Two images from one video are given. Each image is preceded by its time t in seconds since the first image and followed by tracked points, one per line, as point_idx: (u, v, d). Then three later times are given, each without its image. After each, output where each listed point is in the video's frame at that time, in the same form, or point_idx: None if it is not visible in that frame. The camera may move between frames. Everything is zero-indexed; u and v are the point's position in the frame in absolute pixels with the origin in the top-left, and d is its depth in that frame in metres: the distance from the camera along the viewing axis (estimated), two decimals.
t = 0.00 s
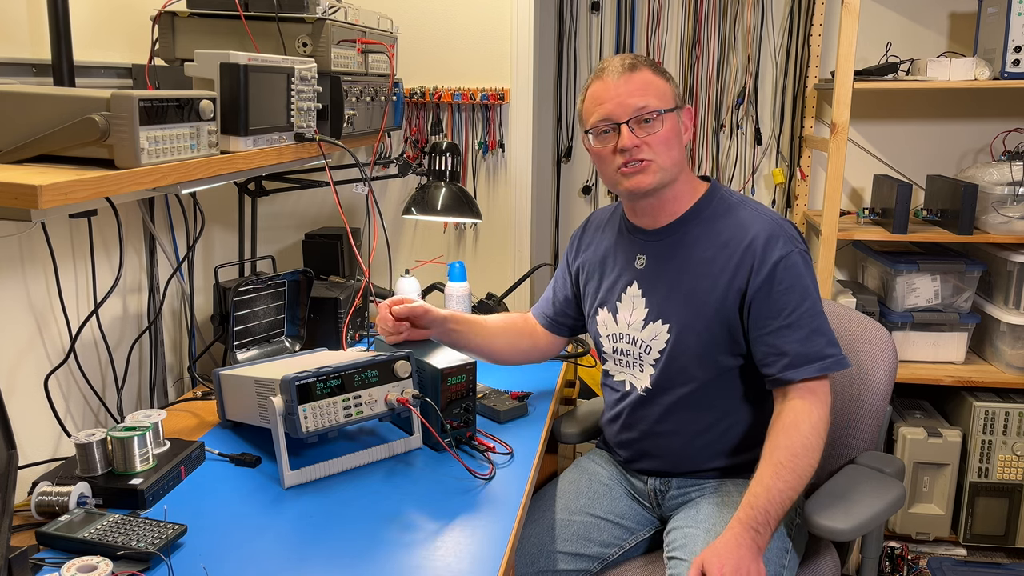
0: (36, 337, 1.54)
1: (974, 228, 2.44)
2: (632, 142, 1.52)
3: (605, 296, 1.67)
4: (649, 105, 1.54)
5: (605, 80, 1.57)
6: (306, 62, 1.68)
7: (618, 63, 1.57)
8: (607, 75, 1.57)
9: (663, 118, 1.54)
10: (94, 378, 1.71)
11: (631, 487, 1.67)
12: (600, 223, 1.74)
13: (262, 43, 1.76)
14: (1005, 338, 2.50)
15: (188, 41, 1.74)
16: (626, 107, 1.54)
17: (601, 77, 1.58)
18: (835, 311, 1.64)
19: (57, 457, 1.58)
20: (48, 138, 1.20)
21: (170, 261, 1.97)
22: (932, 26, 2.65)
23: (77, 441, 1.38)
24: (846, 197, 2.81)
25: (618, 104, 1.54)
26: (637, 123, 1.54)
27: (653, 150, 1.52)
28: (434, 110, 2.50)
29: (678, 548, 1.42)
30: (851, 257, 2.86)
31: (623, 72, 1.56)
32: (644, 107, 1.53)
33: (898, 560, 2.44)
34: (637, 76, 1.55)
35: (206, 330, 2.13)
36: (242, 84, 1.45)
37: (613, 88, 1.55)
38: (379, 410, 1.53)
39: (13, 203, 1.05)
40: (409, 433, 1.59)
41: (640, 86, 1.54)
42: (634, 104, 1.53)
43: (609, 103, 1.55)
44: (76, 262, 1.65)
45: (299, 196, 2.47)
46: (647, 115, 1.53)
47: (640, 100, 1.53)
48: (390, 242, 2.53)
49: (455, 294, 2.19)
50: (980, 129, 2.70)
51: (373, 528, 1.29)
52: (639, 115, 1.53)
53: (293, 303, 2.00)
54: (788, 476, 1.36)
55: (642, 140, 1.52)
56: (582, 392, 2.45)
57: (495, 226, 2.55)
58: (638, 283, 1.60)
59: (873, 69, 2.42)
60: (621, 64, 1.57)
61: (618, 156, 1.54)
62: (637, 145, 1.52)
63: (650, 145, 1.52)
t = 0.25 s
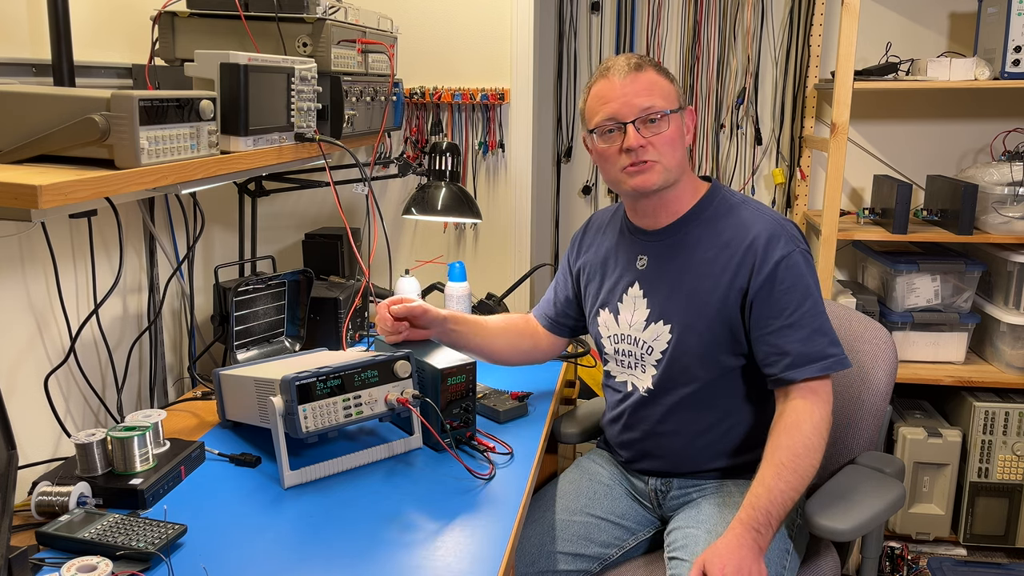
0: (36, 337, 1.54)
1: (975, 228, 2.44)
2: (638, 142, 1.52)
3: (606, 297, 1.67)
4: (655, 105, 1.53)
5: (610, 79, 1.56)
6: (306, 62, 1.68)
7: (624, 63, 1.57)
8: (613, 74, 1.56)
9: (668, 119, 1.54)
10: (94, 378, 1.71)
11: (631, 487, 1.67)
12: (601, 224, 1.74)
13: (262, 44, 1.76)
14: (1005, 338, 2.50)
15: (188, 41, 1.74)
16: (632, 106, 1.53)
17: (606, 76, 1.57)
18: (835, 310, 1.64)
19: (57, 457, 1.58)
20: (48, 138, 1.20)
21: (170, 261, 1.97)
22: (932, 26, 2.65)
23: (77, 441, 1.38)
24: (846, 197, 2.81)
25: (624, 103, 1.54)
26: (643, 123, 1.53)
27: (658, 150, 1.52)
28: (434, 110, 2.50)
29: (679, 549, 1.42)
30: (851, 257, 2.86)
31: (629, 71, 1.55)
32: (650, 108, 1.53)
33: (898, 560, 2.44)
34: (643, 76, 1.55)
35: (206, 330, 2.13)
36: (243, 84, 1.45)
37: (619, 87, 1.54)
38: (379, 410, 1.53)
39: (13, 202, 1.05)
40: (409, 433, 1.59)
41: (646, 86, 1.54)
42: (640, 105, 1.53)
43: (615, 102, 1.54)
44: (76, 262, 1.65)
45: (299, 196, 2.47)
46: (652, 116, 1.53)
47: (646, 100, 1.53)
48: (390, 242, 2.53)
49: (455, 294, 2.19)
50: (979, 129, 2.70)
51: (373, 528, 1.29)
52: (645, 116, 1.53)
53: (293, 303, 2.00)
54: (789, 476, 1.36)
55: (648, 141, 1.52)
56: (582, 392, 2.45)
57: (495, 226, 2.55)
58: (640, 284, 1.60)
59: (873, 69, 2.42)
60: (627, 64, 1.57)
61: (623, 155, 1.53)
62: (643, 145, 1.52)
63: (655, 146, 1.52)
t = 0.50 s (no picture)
0: (36, 337, 1.54)
1: (975, 228, 2.44)
2: (634, 143, 1.52)
3: (604, 297, 1.67)
4: (651, 106, 1.53)
5: (607, 80, 1.55)
6: (306, 62, 1.68)
7: (620, 63, 1.56)
8: (609, 74, 1.56)
9: (664, 120, 1.54)
10: (94, 378, 1.71)
11: (631, 487, 1.67)
12: (598, 225, 1.74)
13: (262, 43, 1.76)
14: (1005, 338, 2.50)
15: (188, 41, 1.74)
16: (629, 107, 1.53)
17: (602, 76, 1.57)
18: (835, 310, 1.64)
19: (57, 457, 1.58)
20: (48, 138, 1.20)
21: (170, 261, 1.97)
22: (932, 26, 2.65)
23: (77, 441, 1.38)
24: (846, 197, 2.81)
25: (620, 104, 1.53)
26: (639, 124, 1.53)
27: (654, 152, 1.52)
28: (434, 110, 2.50)
29: (679, 549, 1.42)
30: (851, 257, 2.86)
31: (626, 72, 1.55)
32: (647, 108, 1.53)
33: (898, 560, 2.44)
34: (639, 77, 1.54)
35: (206, 330, 2.13)
36: (243, 84, 1.45)
37: (617, 87, 1.54)
38: (379, 410, 1.53)
39: (13, 203, 1.05)
40: (409, 433, 1.59)
41: (643, 87, 1.53)
42: (637, 105, 1.53)
43: (612, 102, 1.54)
44: (76, 262, 1.65)
45: (299, 196, 2.47)
46: (649, 116, 1.53)
47: (643, 101, 1.53)
48: (390, 242, 2.53)
49: (455, 294, 2.19)
50: (980, 129, 2.70)
51: (373, 528, 1.29)
52: (642, 116, 1.53)
53: (293, 303, 2.00)
54: (787, 474, 1.36)
55: (645, 142, 1.52)
56: (582, 392, 2.45)
57: (495, 226, 2.55)
58: (637, 284, 1.60)
59: (873, 69, 2.42)
60: (622, 64, 1.57)
61: (620, 157, 1.53)
62: (639, 146, 1.52)
63: (651, 147, 1.52)
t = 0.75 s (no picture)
0: (36, 337, 1.54)
1: (974, 228, 2.44)
2: (631, 141, 1.52)
3: (600, 298, 1.67)
4: (647, 105, 1.53)
5: (602, 80, 1.55)
6: (306, 62, 1.68)
7: (615, 63, 1.56)
8: (604, 74, 1.56)
9: (660, 118, 1.54)
10: (94, 378, 1.71)
11: (631, 487, 1.67)
12: (594, 225, 1.75)
13: (262, 44, 1.76)
14: (1005, 338, 2.50)
15: (188, 41, 1.74)
16: (625, 106, 1.53)
17: (598, 76, 1.57)
18: (833, 310, 1.63)
19: (57, 457, 1.58)
20: (48, 138, 1.20)
21: (170, 261, 1.97)
22: (932, 26, 2.65)
23: (77, 441, 1.38)
24: (846, 197, 2.81)
25: (616, 104, 1.53)
26: (635, 123, 1.53)
27: (651, 150, 1.52)
28: (434, 110, 2.50)
29: (678, 548, 1.42)
30: (850, 257, 2.86)
31: (621, 72, 1.55)
32: (643, 108, 1.53)
33: (898, 560, 2.44)
34: (635, 76, 1.54)
35: (206, 330, 2.13)
36: (243, 84, 1.45)
37: (613, 86, 1.54)
38: (379, 410, 1.53)
39: (13, 203, 1.05)
40: (409, 433, 1.59)
41: (638, 86, 1.53)
42: (633, 105, 1.53)
43: (608, 102, 1.54)
44: (76, 262, 1.65)
45: (299, 196, 2.47)
46: (645, 116, 1.53)
47: (639, 101, 1.53)
48: (390, 242, 2.53)
49: (455, 294, 2.19)
50: (980, 129, 2.70)
51: (372, 528, 1.29)
52: (638, 115, 1.53)
53: (293, 303, 2.00)
54: (784, 472, 1.36)
55: (642, 141, 1.52)
56: (582, 392, 2.45)
57: (495, 226, 2.55)
58: (632, 283, 1.60)
59: (873, 69, 2.42)
60: (618, 64, 1.57)
61: (617, 155, 1.53)
62: (636, 144, 1.52)
63: (648, 145, 1.52)
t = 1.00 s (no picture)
0: (36, 337, 1.54)
1: (974, 228, 2.44)
2: (628, 142, 1.52)
3: (598, 299, 1.67)
4: (644, 107, 1.53)
5: (599, 81, 1.55)
6: (306, 62, 1.68)
7: (612, 64, 1.56)
8: (602, 75, 1.56)
9: (657, 120, 1.54)
10: (94, 378, 1.71)
11: (631, 487, 1.67)
12: (591, 227, 1.75)
13: (262, 44, 1.76)
14: (1005, 338, 2.50)
15: (188, 41, 1.74)
16: (622, 107, 1.53)
17: (595, 77, 1.57)
18: (832, 310, 1.63)
19: (57, 457, 1.58)
20: (48, 138, 1.20)
21: (170, 261, 1.97)
22: (932, 26, 2.65)
23: (77, 441, 1.38)
24: (846, 197, 2.81)
25: (613, 105, 1.53)
26: (632, 124, 1.53)
27: (648, 151, 1.52)
28: (434, 110, 2.50)
29: (677, 548, 1.42)
30: (850, 257, 2.86)
31: (619, 72, 1.55)
32: (639, 109, 1.53)
33: (898, 560, 2.44)
34: (632, 77, 1.54)
35: (206, 330, 2.13)
36: (243, 84, 1.45)
37: (610, 87, 1.54)
38: (379, 410, 1.53)
39: (13, 202, 1.05)
40: (409, 433, 1.59)
41: (635, 87, 1.53)
42: (630, 106, 1.53)
43: (605, 103, 1.54)
44: (76, 262, 1.65)
45: (299, 196, 2.47)
46: (642, 117, 1.53)
47: (636, 102, 1.53)
48: (390, 242, 2.53)
49: (455, 294, 2.19)
50: (980, 129, 2.70)
51: (372, 528, 1.29)
52: (635, 116, 1.53)
53: (293, 303, 2.00)
54: (782, 471, 1.36)
55: (639, 142, 1.52)
56: (582, 393, 2.45)
57: (495, 226, 2.55)
58: (630, 284, 1.60)
59: (873, 69, 2.42)
60: (615, 65, 1.57)
61: (614, 157, 1.53)
62: (633, 145, 1.52)
63: (645, 146, 1.52)
